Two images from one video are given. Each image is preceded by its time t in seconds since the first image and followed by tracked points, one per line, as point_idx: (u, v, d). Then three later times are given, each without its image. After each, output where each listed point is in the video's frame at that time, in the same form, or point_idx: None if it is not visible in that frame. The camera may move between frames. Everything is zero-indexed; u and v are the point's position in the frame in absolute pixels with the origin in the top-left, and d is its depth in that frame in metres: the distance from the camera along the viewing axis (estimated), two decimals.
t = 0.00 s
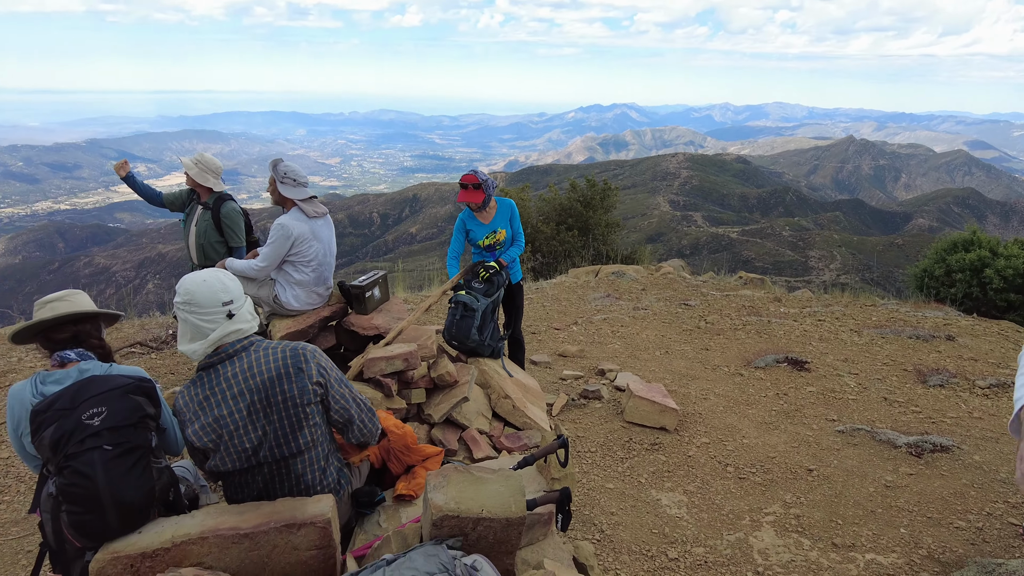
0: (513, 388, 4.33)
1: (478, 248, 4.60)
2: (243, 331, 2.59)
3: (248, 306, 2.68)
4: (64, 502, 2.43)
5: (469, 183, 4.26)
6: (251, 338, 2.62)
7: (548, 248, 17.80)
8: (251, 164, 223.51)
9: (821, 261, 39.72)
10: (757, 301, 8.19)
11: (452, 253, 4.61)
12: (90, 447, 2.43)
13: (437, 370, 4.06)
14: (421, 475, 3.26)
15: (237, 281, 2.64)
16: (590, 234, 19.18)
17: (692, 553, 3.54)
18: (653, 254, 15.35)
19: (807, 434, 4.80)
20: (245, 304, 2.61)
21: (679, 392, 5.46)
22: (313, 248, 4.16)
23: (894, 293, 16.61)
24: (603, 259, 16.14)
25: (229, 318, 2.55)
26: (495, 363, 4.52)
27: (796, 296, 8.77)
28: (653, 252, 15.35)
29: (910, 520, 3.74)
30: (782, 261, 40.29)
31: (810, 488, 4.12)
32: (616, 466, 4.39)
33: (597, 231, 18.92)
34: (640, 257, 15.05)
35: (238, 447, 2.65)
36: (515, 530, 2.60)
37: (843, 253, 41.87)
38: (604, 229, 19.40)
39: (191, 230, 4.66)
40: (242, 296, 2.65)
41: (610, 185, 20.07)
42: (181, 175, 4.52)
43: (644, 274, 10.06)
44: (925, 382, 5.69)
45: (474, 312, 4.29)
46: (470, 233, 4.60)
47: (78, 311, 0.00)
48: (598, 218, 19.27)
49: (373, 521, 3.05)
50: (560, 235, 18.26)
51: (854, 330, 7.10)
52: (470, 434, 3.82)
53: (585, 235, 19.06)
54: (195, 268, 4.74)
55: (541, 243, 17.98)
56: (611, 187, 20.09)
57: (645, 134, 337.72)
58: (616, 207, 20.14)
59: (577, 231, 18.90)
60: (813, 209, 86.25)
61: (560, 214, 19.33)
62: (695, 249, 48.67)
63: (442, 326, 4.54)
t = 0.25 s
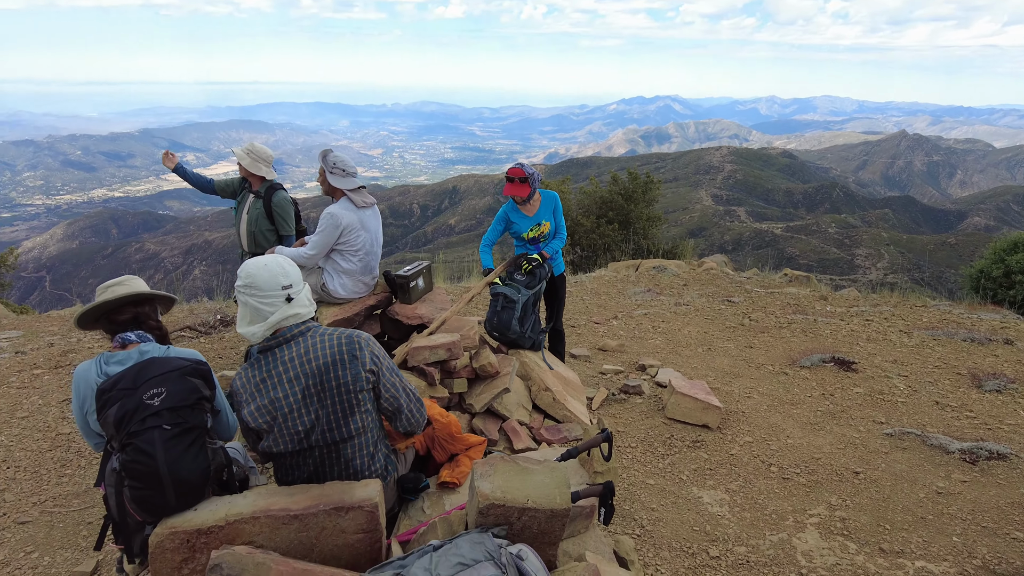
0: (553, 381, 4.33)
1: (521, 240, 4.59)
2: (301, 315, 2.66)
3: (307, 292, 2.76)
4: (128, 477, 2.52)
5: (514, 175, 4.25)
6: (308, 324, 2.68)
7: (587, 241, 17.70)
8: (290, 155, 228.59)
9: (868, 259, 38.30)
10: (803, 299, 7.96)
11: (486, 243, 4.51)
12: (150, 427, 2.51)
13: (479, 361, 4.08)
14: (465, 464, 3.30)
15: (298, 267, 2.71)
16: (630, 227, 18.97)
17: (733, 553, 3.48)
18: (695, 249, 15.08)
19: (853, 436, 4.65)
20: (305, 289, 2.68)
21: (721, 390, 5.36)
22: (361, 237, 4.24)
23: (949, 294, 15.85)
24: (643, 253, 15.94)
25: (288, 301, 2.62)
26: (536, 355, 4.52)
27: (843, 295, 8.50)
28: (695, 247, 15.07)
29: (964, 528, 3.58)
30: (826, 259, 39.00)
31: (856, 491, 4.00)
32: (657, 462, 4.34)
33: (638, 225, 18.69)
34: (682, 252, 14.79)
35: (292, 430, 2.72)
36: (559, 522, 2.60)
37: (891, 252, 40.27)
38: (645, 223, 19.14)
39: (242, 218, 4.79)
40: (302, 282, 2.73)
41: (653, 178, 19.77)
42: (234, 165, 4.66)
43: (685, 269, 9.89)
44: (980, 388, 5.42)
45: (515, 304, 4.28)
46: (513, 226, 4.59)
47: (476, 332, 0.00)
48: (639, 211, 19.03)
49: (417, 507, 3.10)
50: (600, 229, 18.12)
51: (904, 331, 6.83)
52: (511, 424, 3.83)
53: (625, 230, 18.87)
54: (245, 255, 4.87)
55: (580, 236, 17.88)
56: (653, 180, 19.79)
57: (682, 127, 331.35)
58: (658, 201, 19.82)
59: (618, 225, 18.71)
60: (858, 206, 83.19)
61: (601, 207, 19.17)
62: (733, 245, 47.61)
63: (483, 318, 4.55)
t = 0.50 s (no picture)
0: (586, 374, 4.31)
1: (556, 233, 4.57)
2: (326, 294, 2.63)
3: (349, 273, 2.70)
4: (175, 458, 2.56)
5: (552, 167, 4.23)
6: (360, 313, 2.71)
7: (619, 234, 17.56)
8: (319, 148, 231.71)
9: (907, 257, 37.10)
10: (841, 296, 7.76)
11: (524, 241, 4.53)
12: (197, 409, 2.55)
13: (513, 352, 4.07)
14: (500, 454, 3.31)
15: (342, 250, 2.71)
16: (664, 221, 18.73)
17: (770, 552, 3.42)
18: (730, 244, 14.81)
19: (893, 438, 4.51)
20: (333, 268, 2.66)
21: (757, 387, 5.27)
22: (399, 228, 4.27)
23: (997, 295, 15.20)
24: (676, 247, 15.73)
25: (317, 280, 2.66)
26: (569, 348, 4.50)
27: (884, 293, 8.26)
28: (731, 242, 14.80)
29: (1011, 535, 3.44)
30: (863, 257, 37.87)
31: (896, 493, 3.88)
32: (692, 459, 4.29)
33: (672, 219, 18.45)
34: (717, 246, 14.55)
35: (332, 416, 2.76)
36: (597, 514, 2.59)
37: (932, 250, 38.92)
38: (680, 217, 18.87)
39: (282, 208, 4.86)
40: (344, 264, 2.70)
41: (688, 171, 19.46)
42: (275, 156, 4.73)
43: (720, 264, 9.72)
44: None
45: (549, 296, 4.27)
46: (548, 218, 4.57)
47: None
48: (674, 205, 18.77)
49: (453, 495, 3.12)
50: (633, 222, 17.95)
51: (947, 332, 6.58)
52: (544, 416, 3.83)
53: (659, 224, 18.64)
54: (285, 245, 4.94)
55: (613, 229, 17.75)
56: (689, 173, 19.48)
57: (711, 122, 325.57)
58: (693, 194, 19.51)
59: (652, 218, 18.51)
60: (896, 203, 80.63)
61: (635, 200, 19.00)
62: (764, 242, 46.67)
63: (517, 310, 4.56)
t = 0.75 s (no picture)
0: (614, 367, 4.29)
1: (586, 224, 4.54)
2: (373, 280, 2.67)
3: (399, 262, 2.69)
4: (212, 442, 2.58)
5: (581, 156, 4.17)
6: (406, 303, 2.74)
7: (645, 227, 17.43)
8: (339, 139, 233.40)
9: (938, 254, 36.15)
10: (873, 294, 7.59)
11: (551, 231, 4.50)
12: (233, 394, 2.57)
13: (541, 344, 4.06)
14: (529, 445, 3.31)
15: (396, 238, 2.69)
16: (691, 214, 18.55)
17: (799, 550, 3.38)
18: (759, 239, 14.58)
19: (928, 438, 4.41)
20: (383, 255, 2.66)
21: (787, 384, 5.19)
22: (429, 218, 4.27)
23: None
24: (703, 241, 15.56)
25: (368, 264, 2.70)
26: (597, 341, 4.48)
27: (917, 291, 8.06)
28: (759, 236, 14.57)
29: None
30: (892, 254, 36.97)
31: (931, 495, 3.80)
32: (720, 454, 4.25)
33: (699, 212, 18.27)
34: (745, 241, 14.33)
35: (367, 401, 2.79)
36: (628, 508, 2.58)
37: (964, 248, 37.83)
38: (707, 210, 18.66)
39: (313, 197, 4.88)
40: (395, 252, 2.70)
41: (717, 164, 19.22)
42: (307, 145, 4.74)
43: (748, 259, 9.59)
44: None
45: (577, 288, 4.26)
46: (577, 209, 4.54)
47: None
48: (702, 198, 18.55)
49: (483, 485, 3.13)
50: (659, 215, 17.80)
51: (984, 332, 6.39)
52: (572, 408, 3.82)
53: (686, 217, 18.43)
54: (316, 233, 4.98)
55: (639, 222, 17.62)
56: (717, 166, 19.24)
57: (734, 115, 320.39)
58: (721, 188, 19.27)
59: (679, 211, 18.34)
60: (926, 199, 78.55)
61: (662, 192, 18.83)
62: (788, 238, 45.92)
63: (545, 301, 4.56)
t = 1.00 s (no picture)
0: (636, 360, 4.27)
1: (610, 216, 4.52)
2: (414, 267, 2.73)
3: (441, 252, 2.76)
4: (241, 428, 2.59)
5: (605, 146, 4.12)
6: (444, 294, 2.79)
7: (666, 220, 17.31)
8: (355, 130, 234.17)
9: (963, 251, 35.38)
10: (898, 290, 7.45)
11: (573, 221, 4.48)
12: (263, 380, 2.58)
13: (564, 336, 4.05)
14: (556, 439, 3.30)
15: (440, 228, 2.77)
16: (713, 207, 18.39)
17: (825, 547, 3.34)
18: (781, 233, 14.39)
19: (957, 438, 4.32)
20: (426, 244, 2.74)
21: (811, 380, 5.12)
22: (453, 208, 4.29)
23: None
24: (724, 235, 15.41)
25: (410, 251, 2.77)
26: (619, 334, 4.46)
27: (944, 288, 7.90)
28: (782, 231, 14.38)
29: None
30: (915, 250, 36.26)
31: (960, 496, 3.72)
32: (743, 450, 4.21)
33: (721, 206, 18.10)
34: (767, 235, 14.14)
35: (397, 386, 2.83)
36: (655, 502, 2.57)
37: (991, 244, 36.96)
38: (729, 203, 18.47)
39: (337, 186, 4.89)
40: (438, 242, 2.77)
41: (740, 157, 19.02)
42: (332, 134, 4.75)
43: (771, 254, 9.47)
44: None
45: (600, 281, 4.24)
46: (601, 201, 4.52)
47: None
48: (724, 190, 18.36)
49: (507, 475, 3.14)
50: (681, 208, 17.67)
51: (1015, 331, 6.24)
52: (595, 401, 3.80)
53: (707, 210, 18.26)
54: (339, 223, 4.99)
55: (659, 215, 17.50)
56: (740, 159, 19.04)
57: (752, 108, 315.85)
58: (744, 181, 19.06)
59: (700, 204, 18.19)
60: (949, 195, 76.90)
61: (683, 185, 18.70)
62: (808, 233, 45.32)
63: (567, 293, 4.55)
